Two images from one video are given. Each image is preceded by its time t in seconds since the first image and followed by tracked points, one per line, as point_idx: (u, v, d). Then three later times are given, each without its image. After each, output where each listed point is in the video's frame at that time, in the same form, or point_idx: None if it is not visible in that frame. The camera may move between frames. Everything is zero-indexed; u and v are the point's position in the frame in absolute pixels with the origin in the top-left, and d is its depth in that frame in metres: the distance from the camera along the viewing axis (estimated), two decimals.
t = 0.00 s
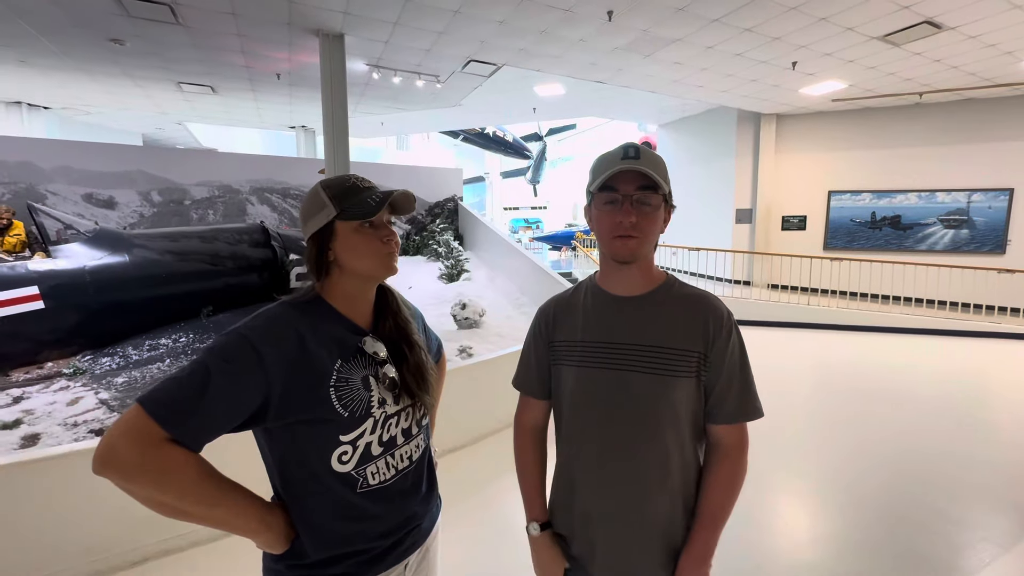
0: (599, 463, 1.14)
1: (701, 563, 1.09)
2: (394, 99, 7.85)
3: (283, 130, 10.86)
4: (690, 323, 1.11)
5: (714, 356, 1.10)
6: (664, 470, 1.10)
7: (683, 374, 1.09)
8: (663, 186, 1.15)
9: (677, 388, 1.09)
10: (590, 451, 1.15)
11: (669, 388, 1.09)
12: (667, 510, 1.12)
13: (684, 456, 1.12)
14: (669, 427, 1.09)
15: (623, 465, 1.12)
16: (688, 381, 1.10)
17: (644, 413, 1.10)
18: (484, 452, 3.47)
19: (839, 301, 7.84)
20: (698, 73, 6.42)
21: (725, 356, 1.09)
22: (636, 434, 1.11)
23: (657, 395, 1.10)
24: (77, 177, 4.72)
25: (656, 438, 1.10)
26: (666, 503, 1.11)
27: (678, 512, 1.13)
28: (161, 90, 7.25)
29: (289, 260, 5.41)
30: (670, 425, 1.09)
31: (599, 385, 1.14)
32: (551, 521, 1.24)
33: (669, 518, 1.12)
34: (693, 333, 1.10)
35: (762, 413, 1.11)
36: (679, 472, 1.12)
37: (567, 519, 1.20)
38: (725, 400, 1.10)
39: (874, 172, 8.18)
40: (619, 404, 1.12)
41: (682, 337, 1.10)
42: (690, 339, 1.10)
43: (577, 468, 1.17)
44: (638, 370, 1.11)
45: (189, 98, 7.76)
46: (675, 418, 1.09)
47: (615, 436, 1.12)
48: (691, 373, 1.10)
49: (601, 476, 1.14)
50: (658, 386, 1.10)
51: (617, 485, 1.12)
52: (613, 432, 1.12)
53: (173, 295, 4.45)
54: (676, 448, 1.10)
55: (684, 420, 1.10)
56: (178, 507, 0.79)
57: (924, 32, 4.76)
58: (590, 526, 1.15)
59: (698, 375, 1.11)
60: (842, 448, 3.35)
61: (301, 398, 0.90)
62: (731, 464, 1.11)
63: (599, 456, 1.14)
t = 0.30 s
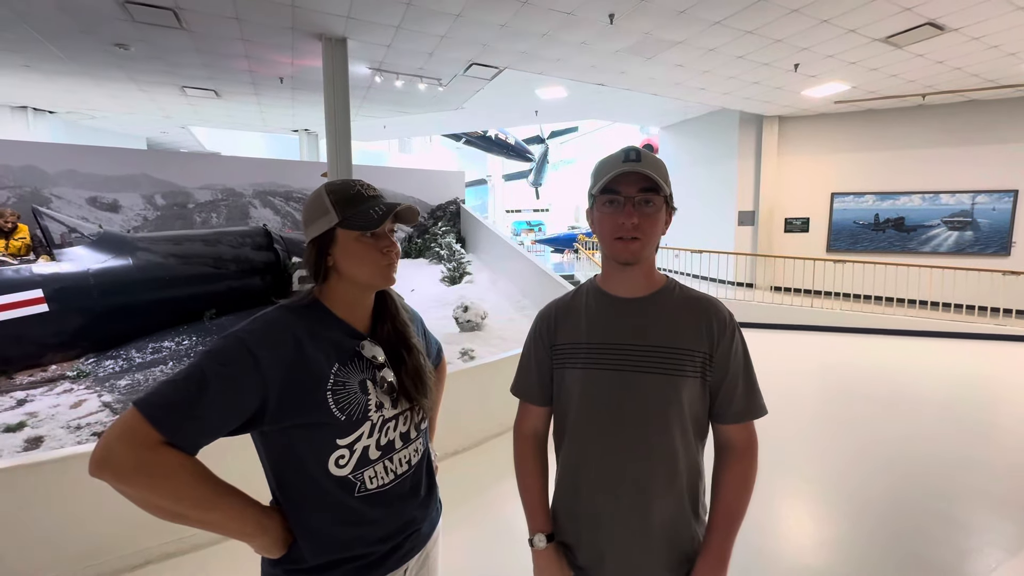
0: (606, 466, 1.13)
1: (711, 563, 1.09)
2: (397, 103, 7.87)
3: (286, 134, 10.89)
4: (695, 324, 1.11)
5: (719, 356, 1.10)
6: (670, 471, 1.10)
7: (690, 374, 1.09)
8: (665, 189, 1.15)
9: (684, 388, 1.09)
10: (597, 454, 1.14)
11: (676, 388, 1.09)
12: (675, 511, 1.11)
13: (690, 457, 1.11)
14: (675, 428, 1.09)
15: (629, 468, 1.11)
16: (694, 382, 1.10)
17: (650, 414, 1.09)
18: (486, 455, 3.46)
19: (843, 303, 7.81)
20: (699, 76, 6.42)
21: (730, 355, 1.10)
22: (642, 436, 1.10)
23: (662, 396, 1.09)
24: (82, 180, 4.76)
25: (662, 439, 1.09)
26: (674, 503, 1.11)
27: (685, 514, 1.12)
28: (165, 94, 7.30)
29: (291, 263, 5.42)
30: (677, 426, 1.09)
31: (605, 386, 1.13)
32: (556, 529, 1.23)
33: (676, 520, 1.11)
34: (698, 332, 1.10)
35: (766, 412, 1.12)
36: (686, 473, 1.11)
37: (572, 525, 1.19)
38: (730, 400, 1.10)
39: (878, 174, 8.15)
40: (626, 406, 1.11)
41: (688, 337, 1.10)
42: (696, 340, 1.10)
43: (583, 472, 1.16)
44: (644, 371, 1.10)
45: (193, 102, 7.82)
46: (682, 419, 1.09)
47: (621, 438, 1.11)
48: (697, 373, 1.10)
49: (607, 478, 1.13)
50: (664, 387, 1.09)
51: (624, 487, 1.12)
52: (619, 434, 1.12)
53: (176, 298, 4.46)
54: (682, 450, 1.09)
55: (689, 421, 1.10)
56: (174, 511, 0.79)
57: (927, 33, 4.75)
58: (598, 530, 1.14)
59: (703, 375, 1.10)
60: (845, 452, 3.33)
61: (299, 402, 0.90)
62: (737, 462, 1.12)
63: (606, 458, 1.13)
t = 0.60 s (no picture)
0: (607, 467, 1.12)
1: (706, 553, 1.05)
2: (399, 105, 7.90)
3: (289, 136, 10.94)
4: (697, 326, 1.10)
5: (722, 358, 1.10)
6: (670, 474, 1.09)
7: (692, 376, 1.08)
8: (667, 192, 1.15)
9: (686, 389, 1.08)
10: (598, 454, 1.13)
11: (678, 389, 1.08)
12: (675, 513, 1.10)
13: (691, 460, 1.10)
14: (676, 431, 1.08)
15: (629, 469, 1.10)
16: (696, 384, 1.09)
17: (651, 415, 1.09)
18: (487, 458, 3.46)
19: (845, 305, 7.79)
20: (701, 78, 6.42)
21: (732, 358, 1.09)
22: (643, 437, 1.09)
23: (664, 398, 1.08)
24: (85, 183, 4.77)
25: (663, 441, 1.08)
26: (674, 504, 1.10)
27: (686, 518, 1.10)
28: (169, 97, 7.34)
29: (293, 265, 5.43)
30: (678, 428, 1.08)
31: (607, 386, 1.13)
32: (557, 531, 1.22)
33: (676, 524, 1.10)
34: (701, 334, 1.10)
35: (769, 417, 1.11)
36: (687, 476, 1.10)
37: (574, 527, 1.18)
38: (732, 402, 1.10)
39: (880, 175, 8.13)
40: (627, 407, 1.11)
41: (691, 339, 1.09)
42: (698, 342, 1.09)
43: (584, 473, 1.15)
44: (646, 371, 1.10)
45: (197, 106, 7.87)
46: (682, 421, 1.08)
47: (622, 439, 1.11)
48: (700, 375, 1.09)
49: (608, 479, 1.12)
50: (665, 389, 1.09)
51: (625, 489, 1.11)
52: (620, 435, 1.11)
53: (178, 301, 4.47)
54: (683, 452, 1.09)
55: (690, 423, 1.09)
56: (171, 515, 0.78)
57: (929, 35, 4.75)
58: (597, 529, 1.14)
59: (705, 377, 1.10)
60: (848, 454, 3.31)
61: (297, 405, 0.90)
62: (737, 465, 1.11)
63: (606, 458, 1.12)
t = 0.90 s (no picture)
0: (607, 465, 1.12)
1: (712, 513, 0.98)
2: (399, 106, 7.89)
3: (289, 137, 10.94)
4: (699, 326, 1.09)
5: (726, 358, 1.08)
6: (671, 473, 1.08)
7: (693, 376, 1.08)
8: (668, 193, 1.14)
9: (686, 389, 1.08)
10: (599, 452, 1.13)
11: (678, 389, 1.07)
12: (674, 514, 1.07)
13: (693, 462, 1.09)
14: (677, 431, 1.07)
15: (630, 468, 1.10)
16: (698, 384, 1.08)
17: (652, 414, 1.08)
18: (487, 458, 3.45)
19: (846, 305, 7.78)
20: (701, 78, 6.42)
21: (737, 358, 1.08)
22: (643, 435, 1.09)
23: (666, 397, 1.08)
24: (85, 184, 4.78)
25: (664, 439, 1.08)
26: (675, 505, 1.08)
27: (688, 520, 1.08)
28: (169, 98, 7.33)
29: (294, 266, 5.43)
30: (679, 427, 1.07)
31: (608, 385, 1.12)
32: (559, 530, 1.22)
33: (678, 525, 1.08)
34: (704, 334, 1.09)
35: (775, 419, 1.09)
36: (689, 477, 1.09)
37: (575, 525, 1.18)
38: (736, 403, 1.08)
39: (880, 175, 8.13)
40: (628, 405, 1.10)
41: (693, 339, 1.09)
42: (701, 342, 1.09)
43: (585, 471, 1.15)
44: (646, 371, 1.09)
45: (197, 106, 7.87)
46: (684, 421, 1.07)
47: (623, 437, 1.10)
48: (702, 375, 1.08)
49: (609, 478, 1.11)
50: (667, 389, 1.08)
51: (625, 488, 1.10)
52: (621, 433, 1.11)
53: (178, 302, 4.47)
54: (684, 451, 1.07)
55: (692, 424, 1.08)
56: (171, 518, 0.78)
57: (929, 35, 4.75)
58: (596, 529, 1.13)
59: (708, 378, 1.09)
60: (849, 455, 3.30)
61: (298, 405, 0.90)
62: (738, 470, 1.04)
63: (606, 457, 1.12)
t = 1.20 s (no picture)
0: (610, 466, 1.11)
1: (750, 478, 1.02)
2: (399, 106, 7.89)
3: (289, 137, 10.93)
4: (703, 326, 1.09)
5: (729, 359, 1.08)
6: (674, 474, 1.07)
7: (695, 378, 1.07)
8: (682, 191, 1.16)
9: (688, 390, 1.07)
10: (602, 453, 1.12)
11: (681, 390, 1.07)
12: (676, 515, 1.07)
13: (696, 463, 1.08)
14: (679, 431, 1.07)
15: (633, 468, 1.09)
16: (701, 385, 1.08)
17: (656, 414, 1.08)
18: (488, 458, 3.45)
19: (846, 304, 7.78)
20: (701, 77, 6.41)
21: (740, 358, 1.08)
22: (646, 437, 1.08)
23: (669, 398, 1.08)
24: (85, 185, 4.77)
25: (667, 440, 1.07)
26: (680, 505, 1.07)
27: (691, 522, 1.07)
28: (169, 99, 7.33)
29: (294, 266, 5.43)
30: (682, 427, 1.07)
31: (610, 385, 1.12)
32: (561, 532, 1.21)
33: (682, 529, 1.07)
34: (706, 336, 1.09)
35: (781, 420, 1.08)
36: (693, 478, 1.08)
37: (577, 526, 1.17)
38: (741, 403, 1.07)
39: (881, 175, 8.12)
40: (631, 405, 1.10)
41: (695, 340, 1.09)
42: (705, 342, 1.08)
43: (587, 470, 1.15)
44: (648, 371, 1.09)
45: (197, 107, 7.85)
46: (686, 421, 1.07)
47: (625, 438, 1.10)
48: (704, 377, 1.08)
49: (611, 478, 1.11)
50: (670, 389, 1.08)
51: (627, 489, 1.10)
52: (623, 433, 1.10)
53: (179, 303, 4.46)
54: (687, 451, 1.07)
55: (695, 424, 1.08)
56: (175, 520, 0.78)
57: (930, 34, 4.74)
58: (596, 530, 1.12)
59: (711, 379, 1.08)
60: (850, 456, 3.29)
61: (302, 406, 0.90)
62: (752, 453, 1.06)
63: (607, 457, 1.12)
